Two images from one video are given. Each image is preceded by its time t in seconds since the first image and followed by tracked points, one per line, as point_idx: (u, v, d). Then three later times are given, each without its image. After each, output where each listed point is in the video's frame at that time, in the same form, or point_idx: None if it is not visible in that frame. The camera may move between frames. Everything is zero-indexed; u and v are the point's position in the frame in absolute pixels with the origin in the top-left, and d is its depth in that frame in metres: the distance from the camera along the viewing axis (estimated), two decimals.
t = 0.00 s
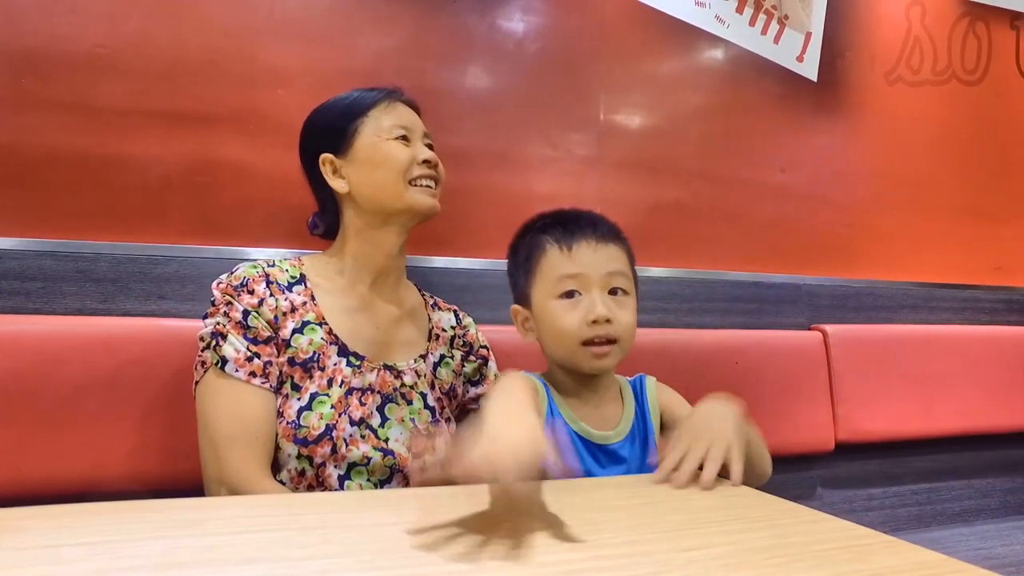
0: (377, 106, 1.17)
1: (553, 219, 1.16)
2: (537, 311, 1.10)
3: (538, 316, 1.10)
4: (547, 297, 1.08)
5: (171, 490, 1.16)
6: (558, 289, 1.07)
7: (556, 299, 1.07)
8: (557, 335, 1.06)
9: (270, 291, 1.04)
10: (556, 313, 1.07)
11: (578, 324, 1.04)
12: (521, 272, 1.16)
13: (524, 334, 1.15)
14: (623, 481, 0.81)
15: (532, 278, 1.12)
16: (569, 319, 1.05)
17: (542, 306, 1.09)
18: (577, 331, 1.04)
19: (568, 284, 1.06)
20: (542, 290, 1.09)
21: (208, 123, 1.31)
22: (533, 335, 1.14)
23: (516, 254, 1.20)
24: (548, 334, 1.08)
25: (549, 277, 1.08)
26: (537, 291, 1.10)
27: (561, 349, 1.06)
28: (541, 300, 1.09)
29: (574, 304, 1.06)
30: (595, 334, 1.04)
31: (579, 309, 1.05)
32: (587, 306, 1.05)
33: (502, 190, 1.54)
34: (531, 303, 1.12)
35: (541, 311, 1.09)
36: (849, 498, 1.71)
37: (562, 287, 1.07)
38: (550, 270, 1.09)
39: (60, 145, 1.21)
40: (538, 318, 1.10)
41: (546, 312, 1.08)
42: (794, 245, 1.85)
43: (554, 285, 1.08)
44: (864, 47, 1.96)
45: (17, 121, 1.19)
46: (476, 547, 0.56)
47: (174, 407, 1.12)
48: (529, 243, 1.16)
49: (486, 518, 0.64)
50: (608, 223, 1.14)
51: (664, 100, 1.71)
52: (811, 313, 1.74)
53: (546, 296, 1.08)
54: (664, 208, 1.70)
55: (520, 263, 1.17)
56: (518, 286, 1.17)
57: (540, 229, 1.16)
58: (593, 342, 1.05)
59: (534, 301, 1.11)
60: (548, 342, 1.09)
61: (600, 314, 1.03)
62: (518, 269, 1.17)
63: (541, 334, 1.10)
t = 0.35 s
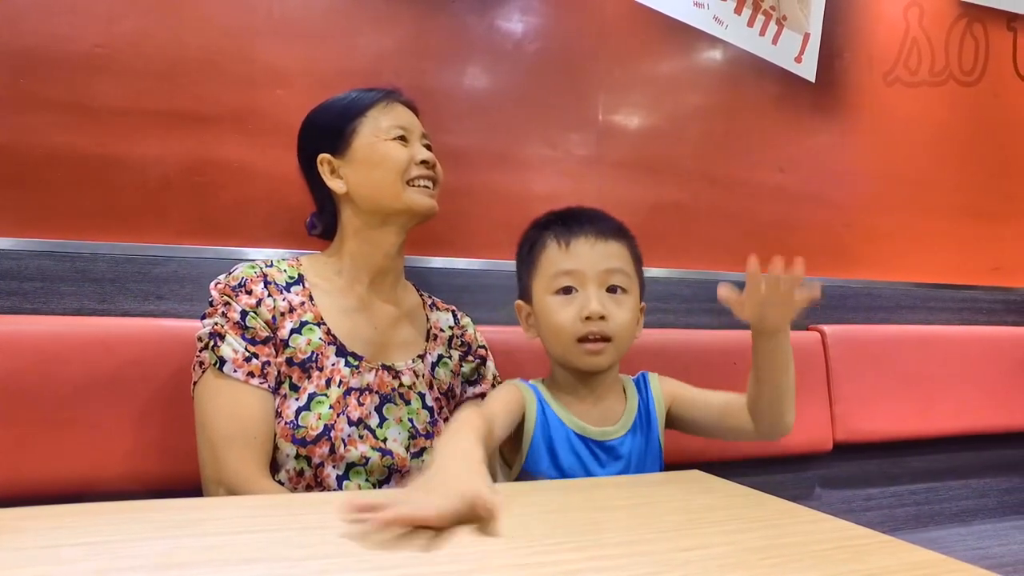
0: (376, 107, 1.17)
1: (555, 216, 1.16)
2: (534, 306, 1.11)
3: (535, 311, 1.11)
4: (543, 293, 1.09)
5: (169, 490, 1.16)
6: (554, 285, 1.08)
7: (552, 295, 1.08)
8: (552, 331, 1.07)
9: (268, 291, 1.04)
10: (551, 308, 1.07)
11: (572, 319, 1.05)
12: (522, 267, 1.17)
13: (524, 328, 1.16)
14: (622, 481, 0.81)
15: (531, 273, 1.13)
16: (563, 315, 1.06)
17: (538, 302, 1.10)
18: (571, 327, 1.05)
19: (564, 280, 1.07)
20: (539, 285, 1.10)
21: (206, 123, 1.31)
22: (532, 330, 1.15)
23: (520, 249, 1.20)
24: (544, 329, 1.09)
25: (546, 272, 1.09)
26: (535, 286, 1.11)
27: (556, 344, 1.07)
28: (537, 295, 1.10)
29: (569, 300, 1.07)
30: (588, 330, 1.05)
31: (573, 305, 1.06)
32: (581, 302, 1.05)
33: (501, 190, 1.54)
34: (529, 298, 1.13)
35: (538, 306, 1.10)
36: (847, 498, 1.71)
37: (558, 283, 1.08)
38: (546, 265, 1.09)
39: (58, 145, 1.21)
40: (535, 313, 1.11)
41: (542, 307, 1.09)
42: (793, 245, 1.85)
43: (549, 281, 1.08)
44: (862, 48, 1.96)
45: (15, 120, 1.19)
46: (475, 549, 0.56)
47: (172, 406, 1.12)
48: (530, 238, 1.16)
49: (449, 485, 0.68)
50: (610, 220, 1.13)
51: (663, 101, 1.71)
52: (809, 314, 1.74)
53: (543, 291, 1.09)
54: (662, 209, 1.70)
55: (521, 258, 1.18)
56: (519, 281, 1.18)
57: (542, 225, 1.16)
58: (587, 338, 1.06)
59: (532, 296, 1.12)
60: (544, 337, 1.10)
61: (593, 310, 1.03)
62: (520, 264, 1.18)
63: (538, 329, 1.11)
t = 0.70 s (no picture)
0: (375, 107, 1.17)
1: (574, 216, 1.15)
2: (540, 304, 1.11)
3: (541, 309, 1.11)
4: (551, 293, 1.09)
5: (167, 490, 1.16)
6: (563, 287, 1.08)
7: (560, 297, 1.08)
8: (556, 331, 1.08)
9: (268, 290, 1.04)
10: (557, 310, 1.08)
11: (577, 323, 1.06)
12: (532, 261, 1.17)
13: (526, 321, 1.17)
14: (621, 481, 0.81)
15: (541, 269, 1.13)
16: (569, 319, 1.07)
17: (545, 301, 1.10)
18: (575, 331, 1.06)
19: (574, 284, 1.07)
20: (548, 284, 1.10)
21: (205, 123, 1.31)
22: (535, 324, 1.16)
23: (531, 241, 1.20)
24: (548, 327, 1.10)
25: (556, 273, 1.09)
26: (543, 284, 1.11)
27: (557, 345, 1.08)
28: (544, 294, 1.10)
29: (576, 305, 1.07)
30: (591, 337, 1.06)
31: (580, 311, 1.06)
32: (588, 308, 1.06)
33: (499, 190, 1.54)
34: (536, 295, 1.14)
35: (544, 305, 1.10)
36: (846, 498, 1.71)
37: (568, 286, 1.08)
38: (558, 267, 1.09)
39: (57, 145, 1.21)
40: (540, 311, 1.11)
41: (548, 306, 1.09)
42: (791, 245, 1.86)
43: (559, 282, 1.09)
44: (860, 48, 1.97)
45: (14, 120, 1.19)
46: (473, 548, 0.56)
47: (170, 407, 1.12)
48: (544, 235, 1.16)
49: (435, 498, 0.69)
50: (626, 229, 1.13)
51: (661, 102, 1.71)
52: (807, 314, 1.75)
53: (551, 291, 1.09)
54: (661, 209, 1.71)
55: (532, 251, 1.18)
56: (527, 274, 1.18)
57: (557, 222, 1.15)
58: (589, 344, 1.07)
59: (539, 293, 1.12)
60: (546, 336, 1.11)
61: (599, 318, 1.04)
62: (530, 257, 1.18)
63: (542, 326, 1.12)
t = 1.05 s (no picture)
0: (376, 106, 1.18)
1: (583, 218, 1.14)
2: (546, 307, 1.12)
3: (546, 312, 1.12)
4: (555, 298, 1.09)
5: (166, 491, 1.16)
6: (566, 293, 1.07)
7: (563, 302, 1.08)
8: (558, 335, 1.08)
9: (269, 289, 1.04)
10: (560, 314, 1.08)
11: (578, 330, 1.05)
12: (541, 262, 1.17)
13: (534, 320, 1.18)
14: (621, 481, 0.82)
15: (548, 273, 1.13)
16: (571, 325, 1.06)
17: (550, 305, 1.10)
18: (577, 337, 1.06)
19: (577, 291, 1.06)
20: (553, 288, 1.10)
21: (204, 123, 1.31)
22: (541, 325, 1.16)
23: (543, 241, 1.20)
24: (551, 331, 1.10)
25: (561, 278, 1.09)
26: (549, 288, 1.11)
27: (560, 348, 1.09)
28: (549, 298, 1.10)
29: (578, 311, 1.06)
30: (592, 344, 1.05)
31: (582, 318, 1.06)
32: (590, 316, 1.05)
33: (498, 191, 1.54)
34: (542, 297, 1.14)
35: (549, 308, 1.11)
36: (845, 498, 1.71)
37: (571, 292, 1.07)
38: (563, 272, 1.09)
39: (56, 145, 1.21)
40: (545, 314, 1.12)
41: (552, 310, 1.09)
42: (790, 246, 1.86)
43: (563, 288, 1.08)
44: (858, 48, 1.97)
45: (12, 120, 1.19)
46: (471, 548, 0.56)
47: (170, 407, 1.12)
48: (553, 237, 1.15)
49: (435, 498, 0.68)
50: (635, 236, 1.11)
51: (660, 102, 1.72)
52: (806, 315, 1.75)
53: (555, 296, 1.09)
54: (660, 210, 1.71)
55: (543, 251, 1.18)
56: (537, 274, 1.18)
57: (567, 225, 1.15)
58: (591, 349, 1.07)
59: (544, 296, 1.12)
60: (550, 338, 1.11)
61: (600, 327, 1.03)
62: (541, 257, 1.18)
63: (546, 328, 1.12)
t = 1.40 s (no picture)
0: (372, 106, 1.18)
1: (601, 222, 1.14)
2: (554, 307, 1.11)
3: (554, 312, 1.11)
4: (564, 299, 1.08)
5: (165, 492, 1.16)
6: (577, 296, 1.07)
7: (572, 304, 1.07)
8: (564, 337, 1.08)
9: (267, 290, 1.04)
10: (568, 316, 1.07)
11: (585, 334, 1.05)
12: (552, 261, 1.17)
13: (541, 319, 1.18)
14: (621, 481, 0.81)
15: (560, 272, 1.13)
16: (578, 328, 1.06)
17: (558, 305, 1.09)
18: (583, 341, 1.05)
19: (588, 294, 1.06)
20: (563, 289, 1.09)
21: (203, 123, 1.31)
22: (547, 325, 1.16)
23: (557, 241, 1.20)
24: (558, 331, 1.09)
25: (572, 279, 1.09)
26: (560, 288, 1.11)
27: (565, 350, 1.08)
28: (558, 298, 1.10)
29: (587, 315, 1.06)
30: (597, 349, 1.04)
31: (591, 322, 1.05)
32: (598, 320, 1.05)
33: (498, 191, 1.54)
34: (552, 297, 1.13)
35: (557, 309, 1.10)
36: (844, 498, 1.71)
37: (582, 295, 1.06)
38: (574, 273, 1.08)
39: (55, 145, 1.21)
40: (553, 314, 1.11)
41: (560, 311, 1.09)
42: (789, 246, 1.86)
43: (573, 289, 1.08)
44: (857, 48, 1.97)
45: (10, 120, 1.19)
46: (470, 549, 0.56)
47: (169, 408, 1.12)
48: (568, 237, 1.15)
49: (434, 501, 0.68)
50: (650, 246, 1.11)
51: (659, 102, 1.72)
52: (805, 315, 1.75)
53: (564, 297, 1.09)
54: (659, 210, 1.71)
55: (555, 251, 1.17)
56: (547, 272, 1.18)
57: (583, 226, 1.14)
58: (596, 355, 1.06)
59: (554, 296, 1.12)
60: (556, 339, 1.10)
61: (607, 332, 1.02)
62: (552, 256, 1.18)
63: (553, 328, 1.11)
